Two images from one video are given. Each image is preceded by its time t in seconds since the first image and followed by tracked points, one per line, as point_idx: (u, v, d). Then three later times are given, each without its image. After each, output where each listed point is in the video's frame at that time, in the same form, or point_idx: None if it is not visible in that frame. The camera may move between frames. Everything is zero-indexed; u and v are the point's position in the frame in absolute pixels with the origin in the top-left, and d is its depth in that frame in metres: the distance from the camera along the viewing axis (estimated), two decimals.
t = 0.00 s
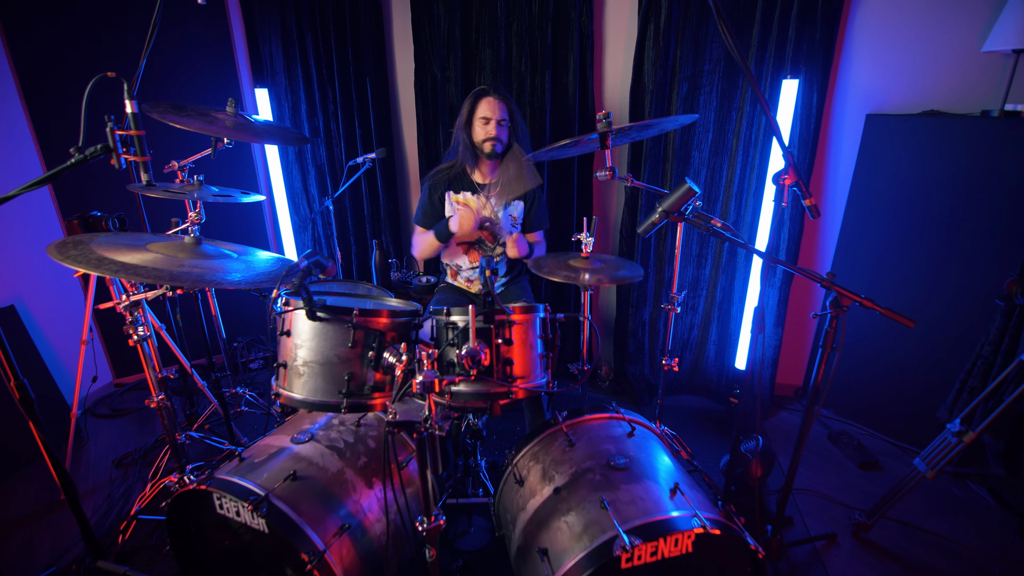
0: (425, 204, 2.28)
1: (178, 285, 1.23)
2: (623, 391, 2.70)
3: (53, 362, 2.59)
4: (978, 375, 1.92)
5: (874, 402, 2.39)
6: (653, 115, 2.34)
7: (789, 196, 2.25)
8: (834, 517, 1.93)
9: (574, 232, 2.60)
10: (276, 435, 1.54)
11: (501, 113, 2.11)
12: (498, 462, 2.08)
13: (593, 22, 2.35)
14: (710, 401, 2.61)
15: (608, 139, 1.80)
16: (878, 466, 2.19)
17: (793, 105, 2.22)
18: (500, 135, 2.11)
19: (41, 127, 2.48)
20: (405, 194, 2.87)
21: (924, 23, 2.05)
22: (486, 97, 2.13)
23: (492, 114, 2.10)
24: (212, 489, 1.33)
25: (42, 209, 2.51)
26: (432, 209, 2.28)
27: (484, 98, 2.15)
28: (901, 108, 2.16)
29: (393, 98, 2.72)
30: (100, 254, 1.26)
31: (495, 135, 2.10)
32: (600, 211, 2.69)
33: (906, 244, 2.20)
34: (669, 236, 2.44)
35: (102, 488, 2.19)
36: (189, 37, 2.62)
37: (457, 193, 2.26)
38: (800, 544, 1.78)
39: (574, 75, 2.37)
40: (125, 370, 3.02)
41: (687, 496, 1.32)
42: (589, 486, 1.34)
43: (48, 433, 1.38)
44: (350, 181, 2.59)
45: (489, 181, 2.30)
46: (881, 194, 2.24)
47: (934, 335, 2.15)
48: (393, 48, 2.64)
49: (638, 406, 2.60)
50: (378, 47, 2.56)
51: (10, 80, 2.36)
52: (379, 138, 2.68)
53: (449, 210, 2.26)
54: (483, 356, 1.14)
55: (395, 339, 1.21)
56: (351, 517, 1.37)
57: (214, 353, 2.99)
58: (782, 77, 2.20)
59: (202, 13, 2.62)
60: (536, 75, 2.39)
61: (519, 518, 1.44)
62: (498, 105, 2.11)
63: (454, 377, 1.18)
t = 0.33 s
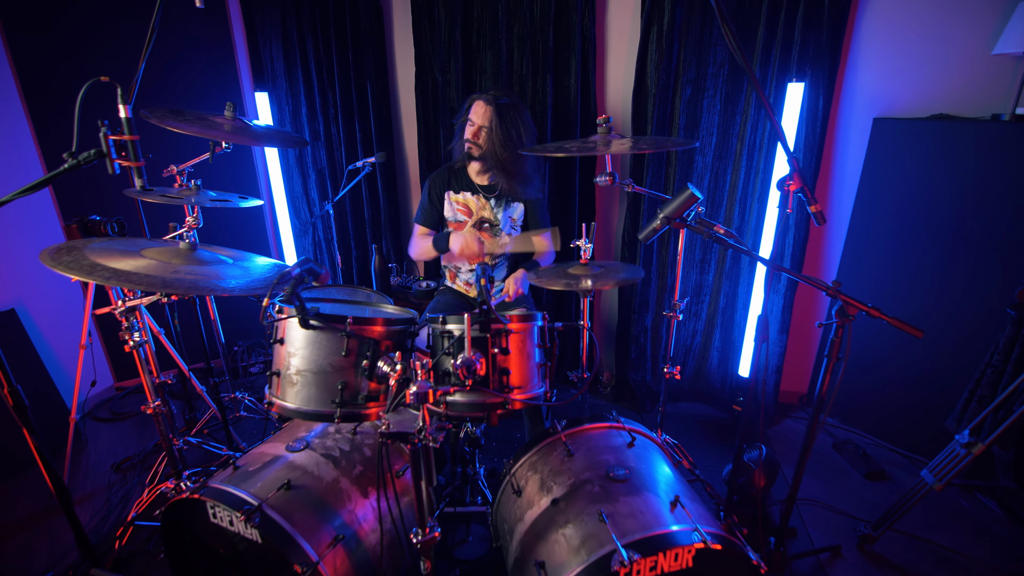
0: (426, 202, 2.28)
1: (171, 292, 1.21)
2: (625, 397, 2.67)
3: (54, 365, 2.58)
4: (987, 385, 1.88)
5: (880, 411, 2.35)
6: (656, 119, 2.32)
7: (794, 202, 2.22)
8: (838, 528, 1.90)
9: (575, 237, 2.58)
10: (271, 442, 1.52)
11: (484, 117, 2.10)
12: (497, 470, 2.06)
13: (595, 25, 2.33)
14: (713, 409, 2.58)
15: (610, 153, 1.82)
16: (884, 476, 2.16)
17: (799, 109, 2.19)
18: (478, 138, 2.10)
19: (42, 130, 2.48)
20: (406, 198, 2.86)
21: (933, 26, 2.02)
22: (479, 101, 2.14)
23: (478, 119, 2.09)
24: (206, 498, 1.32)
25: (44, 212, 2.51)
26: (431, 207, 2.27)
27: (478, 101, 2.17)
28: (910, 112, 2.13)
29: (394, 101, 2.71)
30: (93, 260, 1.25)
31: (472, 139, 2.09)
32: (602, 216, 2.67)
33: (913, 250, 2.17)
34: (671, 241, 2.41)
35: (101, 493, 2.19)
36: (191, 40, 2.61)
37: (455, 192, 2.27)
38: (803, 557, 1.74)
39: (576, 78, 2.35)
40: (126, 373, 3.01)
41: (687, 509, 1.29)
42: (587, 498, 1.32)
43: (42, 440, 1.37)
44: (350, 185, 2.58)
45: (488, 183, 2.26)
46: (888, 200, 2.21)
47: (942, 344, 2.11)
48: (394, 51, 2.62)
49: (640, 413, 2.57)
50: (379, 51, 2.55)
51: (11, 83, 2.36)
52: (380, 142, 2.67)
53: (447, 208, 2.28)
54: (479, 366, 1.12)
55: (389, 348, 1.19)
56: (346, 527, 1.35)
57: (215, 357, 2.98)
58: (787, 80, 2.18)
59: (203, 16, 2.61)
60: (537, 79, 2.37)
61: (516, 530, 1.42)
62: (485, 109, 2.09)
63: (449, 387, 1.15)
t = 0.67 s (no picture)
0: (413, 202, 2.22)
1: (148, 295, 1.18)
2: (622, 399, 2.64)
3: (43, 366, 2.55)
4: (988, 388, 1.85)
5: (879, 413, 2.32)
6: (654, 117, 2.27)
7: (794, 203, 2.18)
8: (836, 533, 1.86)
9: (572, 237, 2.55)
10: (256, 448, 1.49)
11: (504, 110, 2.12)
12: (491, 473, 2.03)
13: (593, 20, 2.29)
14: (711, 410, 2.55)
15: (602, 142, 1.74)
16: (883, 479, 2.12)
17: (800, 106, 2.15)
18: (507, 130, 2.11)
19: (29, 127, 2.44)
20: (401, 196, 2.82)
21: (938, 22, 1.97)
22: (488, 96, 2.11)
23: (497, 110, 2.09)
24: (187, 506, 1.29)
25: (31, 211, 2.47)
26: (421, 207, 2.22)
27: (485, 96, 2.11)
28: (913, 110, 2.09)
29: (388, 98, 2.67)
30: (68, 262, 1.21)
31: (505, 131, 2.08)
32: (599, 216, 2.63)
33: (915, 251, 2.13)
34: (669, 241, 2.37)
35: (89, 495, 2.16)
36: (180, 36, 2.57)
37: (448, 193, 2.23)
38: (799, 563, 1.71)
39: (573, 73, 2.30)
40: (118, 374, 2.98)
41: (681, 518, 1.26)
42: (578, 506, 1.28)
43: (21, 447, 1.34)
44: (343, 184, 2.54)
45: (484, 181, 2.24)
46: (889, 200, 2.17)
47: (943, 346, 2.08)
48: (388, 47, 2.58)
49: (637, 415, 2.54)
50: (372, 46, 2.51)
51: None
52: (374, 140, 2.63)
53: (440, 209, 2.24)
54: (465, 373, 1.08)
55: (374, 352, 1.16)
56: (331, 535, 1.31)
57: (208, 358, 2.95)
58: (788, 78, 2.13)
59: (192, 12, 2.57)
60: (533, 74, 2.33)
61: (507, 537, 1.38)
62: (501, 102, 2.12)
63: (434, 395, 1.10)
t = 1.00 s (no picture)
0: (406, 193, 2.20)
1: (121, 294, 1.14)
2: (619, 396, 2.60)
3: (34, 361, 2.52)
4: (995, 388, 1.79)
5: (881, 412, 2.27)
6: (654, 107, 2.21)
7: (796, 197, 2.12)
8: (836, 535, 1.82)
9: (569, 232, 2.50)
10: (241, 448, 1.46)
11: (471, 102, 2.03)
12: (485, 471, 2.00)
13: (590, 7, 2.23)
14: (710, 408, 2.51)
15: (595, 138, 1.68)
16: (885, 480, 2.08)
17: (804, 96, 2.08)
18: (465, 120, 2.01)
19: (16, 119, 2.40)
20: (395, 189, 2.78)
21: (949, 7, 1.90)
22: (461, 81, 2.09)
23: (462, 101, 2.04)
24: (168, 509, 1.25)
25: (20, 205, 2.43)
26: (412, 199, 2.20)
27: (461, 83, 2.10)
28: (921, 100, 2.02)
29: (381, 89, 2.62)
30: (41, 259, 1.17)
31: (459, 121, 2.01)
32: (596, 211, 2.58)
33: (922, 245, 2.07)
34: (668, 235, 2.32)
35: (81, 491, 2.14)
36: (169, 26, 2.52)
37: (441, 185, 2.19)
38: (798, 566, 1.67)
39: (569, 62, 2.24)
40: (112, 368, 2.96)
41: (674, 524, 1.22)
42: (569, 511, 1.25)
43: None
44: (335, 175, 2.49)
45: (476, 172, 2.20)
46: (895, 194, 2.11)
47: (948, 344, 2.02)
48: (380, 36, 2.52)
49: (634, 413, 2.50)
50: (365, 35, 2.45)
51: None
52: (367, 131, 2.57)
53: (432, 202, 2.20)
54: (448, 376, 1.04)
55: (355, 353, 1.12)
56: (315, 539, 1.28)
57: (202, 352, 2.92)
58: (792, 66, 2.06)
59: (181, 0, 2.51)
60: (529, 63, 2.27)
61: (496, 541, 1.35)
62: (474, 95, 2.05)
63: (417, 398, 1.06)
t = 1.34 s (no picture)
0: (404, 191, 2.21)
1: (101, 290, 1.10)
2: (622, 391, 2.56)
3: (36, 352, 2.52)
4: (1014, 390, 1.72)
5: (892, 412, 2.21)
6: (658, 94, 2.14)
7: (807, 189, 2.04)
8: (843, 539, 1.77)
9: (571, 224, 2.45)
10: (231, 447, 1.43)
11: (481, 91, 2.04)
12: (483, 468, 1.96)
13: None
14: (715, 405, 2.45)
15: (593, 125, 1.59)
16: (896, 482, 2.02)
17: (816, 83, 1.99)
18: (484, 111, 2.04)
19: (13, 109, 2.37)
20: (395, 179, 2.73)
21: None
22: (466, 73, 2.04)
23: (472, 91, 2.02)
24: (155, 509, 1.22)
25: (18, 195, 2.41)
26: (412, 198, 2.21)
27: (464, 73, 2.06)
28: (941, 86, 1.93)
29: (380, 77, 2.57)
30: (22, 253, 1.14)
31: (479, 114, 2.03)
32: (600, 203, 2.52)
33: (938, 240, 1.98)
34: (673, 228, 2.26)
35: (81, 483, 2.14)
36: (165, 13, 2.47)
37: (438, 178, 2.19)
38: (804, 572, 1.62)
39: (571, 47, 2.18)
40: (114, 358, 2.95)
41: (672, 533, 1.17)
42: (563, 517, 1.20)
43: None
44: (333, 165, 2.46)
45: (475, 164, 2.19)
46: (911, 186, 2.02)
47: (965, 343, 1.95)
48: (379, 23, 2.47)
49: (637, 408, 2.46)
50: (363, 22, 2.39)
51: None
52: (366, 120, 2.53)
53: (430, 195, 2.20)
54: (434, 378, 0.99)
55: (341, 353, 1.08)
56: (303, 540, 1.25)
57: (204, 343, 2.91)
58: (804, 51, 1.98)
59: None
60: (530, 48, 2.22)
61: (489, 545, 1.31)
62: (481, 80, 2.03)
63: (403, 402, 1.01)
